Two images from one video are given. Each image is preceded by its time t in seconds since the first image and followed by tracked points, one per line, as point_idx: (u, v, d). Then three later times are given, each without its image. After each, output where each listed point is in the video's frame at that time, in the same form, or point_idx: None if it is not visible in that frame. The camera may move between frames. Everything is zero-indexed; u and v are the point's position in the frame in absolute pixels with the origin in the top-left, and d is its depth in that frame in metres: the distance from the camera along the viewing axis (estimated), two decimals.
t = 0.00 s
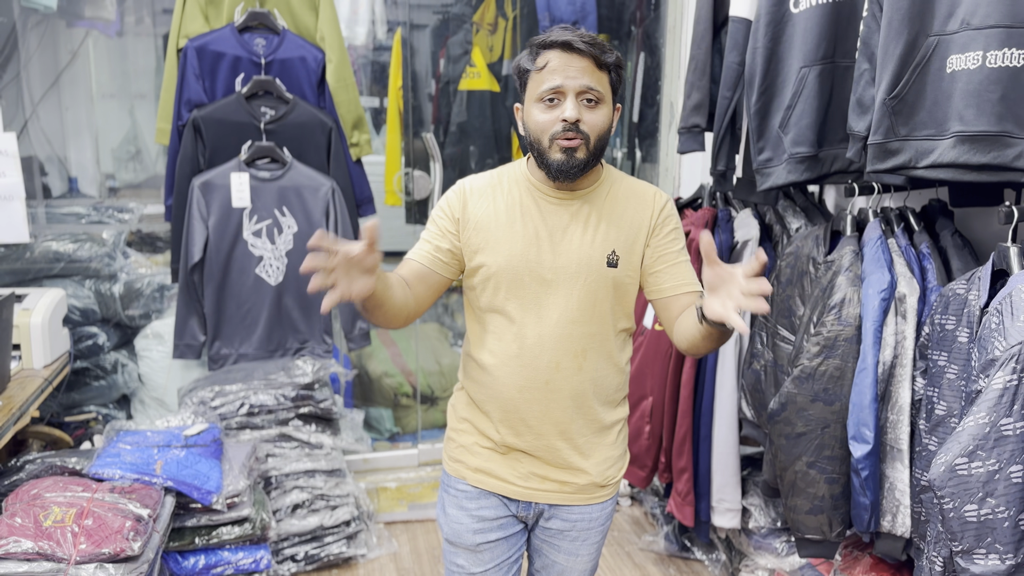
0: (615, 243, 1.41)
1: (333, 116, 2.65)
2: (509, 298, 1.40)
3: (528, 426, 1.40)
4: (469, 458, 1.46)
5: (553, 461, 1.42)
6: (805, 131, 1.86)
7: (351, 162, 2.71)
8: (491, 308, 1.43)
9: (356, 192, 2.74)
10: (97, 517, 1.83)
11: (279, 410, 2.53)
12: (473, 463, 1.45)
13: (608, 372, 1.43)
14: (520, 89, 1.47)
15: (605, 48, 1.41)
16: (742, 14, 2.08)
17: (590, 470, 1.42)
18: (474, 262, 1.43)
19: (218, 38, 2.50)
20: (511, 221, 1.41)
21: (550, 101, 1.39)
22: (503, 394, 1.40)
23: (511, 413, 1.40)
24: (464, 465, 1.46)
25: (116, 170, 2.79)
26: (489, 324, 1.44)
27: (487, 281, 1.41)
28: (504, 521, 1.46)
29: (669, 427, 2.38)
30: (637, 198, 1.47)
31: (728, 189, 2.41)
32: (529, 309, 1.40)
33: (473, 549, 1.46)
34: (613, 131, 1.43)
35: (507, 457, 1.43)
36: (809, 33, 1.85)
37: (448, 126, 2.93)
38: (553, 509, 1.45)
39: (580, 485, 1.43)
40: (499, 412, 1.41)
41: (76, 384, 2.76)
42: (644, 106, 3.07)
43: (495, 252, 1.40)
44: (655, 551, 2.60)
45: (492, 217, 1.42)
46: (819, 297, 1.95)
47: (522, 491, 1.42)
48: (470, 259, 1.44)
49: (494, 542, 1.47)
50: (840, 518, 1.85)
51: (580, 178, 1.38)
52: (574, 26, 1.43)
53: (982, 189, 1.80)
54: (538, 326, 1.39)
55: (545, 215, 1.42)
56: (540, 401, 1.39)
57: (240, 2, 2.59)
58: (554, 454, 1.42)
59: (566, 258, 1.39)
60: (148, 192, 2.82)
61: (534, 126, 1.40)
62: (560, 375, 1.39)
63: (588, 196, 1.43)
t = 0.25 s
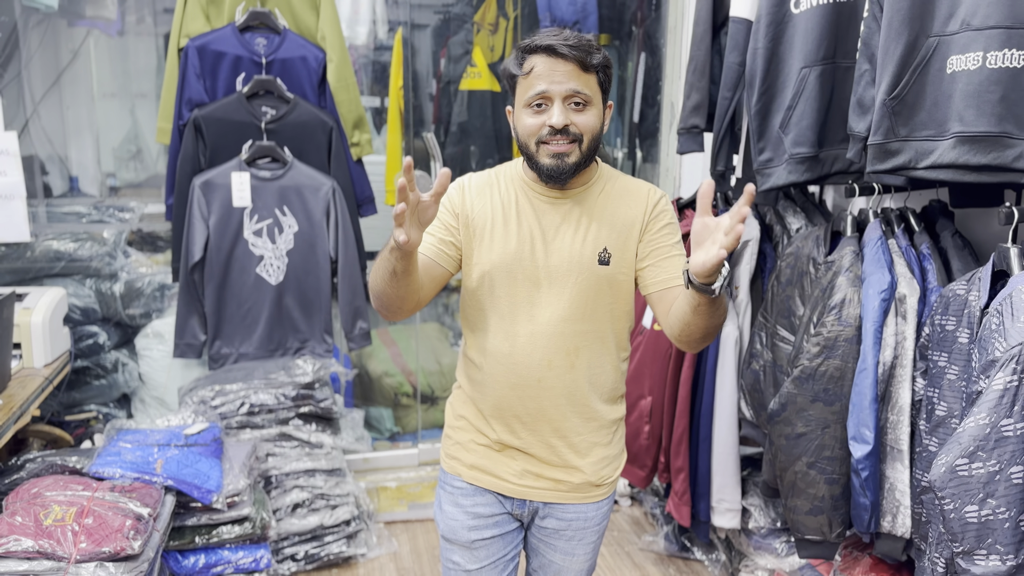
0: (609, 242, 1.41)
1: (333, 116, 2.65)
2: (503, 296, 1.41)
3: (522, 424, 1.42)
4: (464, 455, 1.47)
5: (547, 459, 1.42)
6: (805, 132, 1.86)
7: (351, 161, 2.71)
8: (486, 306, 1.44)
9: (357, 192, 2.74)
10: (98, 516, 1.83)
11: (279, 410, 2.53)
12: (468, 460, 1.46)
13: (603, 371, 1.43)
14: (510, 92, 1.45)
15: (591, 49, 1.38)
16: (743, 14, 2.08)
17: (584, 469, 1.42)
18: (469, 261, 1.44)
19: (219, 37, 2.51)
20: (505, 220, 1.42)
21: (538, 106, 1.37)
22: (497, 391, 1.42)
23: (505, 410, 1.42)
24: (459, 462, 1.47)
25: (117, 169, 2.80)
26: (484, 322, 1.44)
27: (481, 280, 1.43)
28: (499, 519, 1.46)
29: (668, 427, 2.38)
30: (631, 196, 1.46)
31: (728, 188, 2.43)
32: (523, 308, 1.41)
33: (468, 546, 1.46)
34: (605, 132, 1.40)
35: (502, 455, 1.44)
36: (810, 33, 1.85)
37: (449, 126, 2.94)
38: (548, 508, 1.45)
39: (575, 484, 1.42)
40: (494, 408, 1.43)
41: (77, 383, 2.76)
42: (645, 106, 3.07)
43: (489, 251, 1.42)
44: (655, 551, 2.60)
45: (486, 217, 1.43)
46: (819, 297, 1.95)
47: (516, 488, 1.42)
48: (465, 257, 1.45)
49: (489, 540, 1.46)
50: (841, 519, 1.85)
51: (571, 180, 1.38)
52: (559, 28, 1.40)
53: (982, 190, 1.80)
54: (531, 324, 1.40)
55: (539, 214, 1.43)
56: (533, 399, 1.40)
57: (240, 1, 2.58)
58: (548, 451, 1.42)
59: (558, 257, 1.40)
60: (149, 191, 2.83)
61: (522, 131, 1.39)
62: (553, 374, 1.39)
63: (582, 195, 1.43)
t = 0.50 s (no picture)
0: (606, 246, 1.42)
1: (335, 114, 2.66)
2: (498, 298, 1.42)
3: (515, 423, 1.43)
4: (458, 447, 1.48)
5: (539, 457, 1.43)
6: (806, 131, 1.86)
7: (352, 160, 2.71)
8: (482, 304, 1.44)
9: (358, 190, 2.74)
10: (99, 514, 1.84)
11: (280, 408, 2.53)
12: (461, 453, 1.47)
13: (596, 372, 1.44)
14: (516, 93, 1.44)
15: (603, 60, 1.37)
16: (744, 13, 2.09)
17: (578, 461, 1.43)
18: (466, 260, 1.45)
19: (220, 36, 2.51)
20: (503, 223, 1.42)
21: (546, 115, 1.36)
22: (491, 390, 1.43)
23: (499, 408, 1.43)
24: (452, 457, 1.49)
25: (118, 168, 2.79)
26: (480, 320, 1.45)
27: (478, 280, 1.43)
28: (493, 511, 1.47)
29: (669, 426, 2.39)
30: (632, 203, 1.46)
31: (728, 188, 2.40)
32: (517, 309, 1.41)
33: (461, 537, 1.46)
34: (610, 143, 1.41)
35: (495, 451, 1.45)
36: (811, 32, 1.85)
37: (450, 125, 2.93)
38: (543, 501, 1.45)
39: (568, 475, 1.43)
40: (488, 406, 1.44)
41: (78, 381, 2.77)
42: (646, 105, 3.07)
43: (486, 251, 1.42)
44: (655, 550, 2.60)
45: (485, 218, 1.43)
46: (820, 297, 1.95)
47: (511, 480, 1.43)
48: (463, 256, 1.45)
49: (482, 533, 1.47)
50: (841, 519, 1.85)
51: (575, 189, 1.38)
52: (573, 35, 1.38)
53: (983, 190, 1.80)
54: (526, 326, 1.40)
55: (537, 218, 1.42)
56: (526, 399, 1.41)
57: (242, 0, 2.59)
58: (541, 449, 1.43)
59: (554, 260, 1.40)
60: (150, 190, 2.82)
61: (529, 139, 1.38)
62: (546, 375, 1.40)
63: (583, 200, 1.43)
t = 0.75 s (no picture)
0: (598, 243, 1.42)
1: (336, 112, 2.66)
2: (491, 293, 1.42)
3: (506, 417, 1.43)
4: (449, 440, 1.48)
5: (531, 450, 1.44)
6: (808, 130, 1.86)
7: (354, 158, 2.72)
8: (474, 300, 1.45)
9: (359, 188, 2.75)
10: (100, 510, 1.84)
11: (281, 406, 2.53)
12: (452, 446, 1.47)
13: (587, 368, 1.44)
14: (512, 90, 1.44)
15: (599, 56, 1.39)
16: (746, 12, 2.09)
17: (567, 456, 1.43)
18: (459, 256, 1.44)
19: (222, 33, 2.51)
20: (496, 219, 1.42)
21: (542, 110, 1.37)
22: (483, 385, 1.42)
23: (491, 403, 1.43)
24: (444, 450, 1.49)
25: (120, 166, 2.80)
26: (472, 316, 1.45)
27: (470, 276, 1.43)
28: (479, 507, 1.48)
29: (672, 425, 2.37)
30: (624, 201, 1.46)
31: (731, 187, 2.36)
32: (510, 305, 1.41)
33: (445, 531, 1.47)
34: (605, 139, 1.41)
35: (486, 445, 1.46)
36: (813, 31, 1.85)
37: (451, 123, 2.92)
38: (534, 496, 1.45)
39: (558, 472, 1.43)
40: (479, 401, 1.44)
41: (80, 378, 2.77)
42: (647, 104, 3.07)
43: (479, 248, 1.42)
44: (656, 549, 2.60)
45: (478, 215, 1.43)
46: (822, 296, 1.95)
47: (500, 475, 1.43)
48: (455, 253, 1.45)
49: (467, 527, 1.48)
50: (842, 518, 1.85)
51: (570, 185, 1.38)
52: (570, 30, 1.40)
53: (984, 189, 1.81)
54: (518, 321, 1.40)
55: (530, 213, 1.42)
56: (518, 394, 1.41)
57: None
58: (532, 444, 1.44)
59: (547, 256, 1.40)
60: (152, 187, 2.83)
61: (524, 134, 1.38)
62: (538, 370, 1.40)
63: (576, 197, 1.43)
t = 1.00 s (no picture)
0: (573, 236, 1.41)
1: (338, 110, 2.65)
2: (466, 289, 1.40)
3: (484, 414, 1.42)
4: (426, 441, 1.47)
5: (508, 447, 1.43)
6: (811, 128, 1.85)
7: (357, 156, 2.71)
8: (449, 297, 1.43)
9: (362, 186, 2.75)
10: (102, 507, 1.84)
11: (284, 403, 2.53)
12: (430, 448, 1.47)
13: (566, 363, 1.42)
14: (479, 81, 1.47)
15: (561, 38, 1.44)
16: (749, 10, 2.09)
17: (541, 455, 1.43)
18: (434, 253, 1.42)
19: (224, 31, 2.51)
20: (470, 213, 1.40)
21: (510, 88, 1.40)
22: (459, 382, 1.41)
23: (468, 400, 1.42)
24: (421, 448, 1.48)
25: (122, 163, 2.80)
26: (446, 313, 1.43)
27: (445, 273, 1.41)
28: (450, 508, 1.48)
29: (673, 423, 2.36)
30: (599, 191, 1.45)
31: (734, 185, 2.36)
32: (485, 299, 1.40)
33: (417, 528, 1.48)
34: (573, 119, 1.44)
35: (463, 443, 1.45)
36: (816, 29, 1.84)
37: (454, 121, 2.93)
38: (511, 496, 1.45)
39: (531, 470, 1.43)
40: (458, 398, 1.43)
41: (82, 375, 2.78)
42: (650, 102, 3.07)
43: (453, 243, 1.40)
44: (658, 547, 2.60)
45: (452, 210, 1.41)
46: (824, 294, 1.95)
47: (474, 474, 1.44)
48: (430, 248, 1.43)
49: (439, 526, 1.48)
50: (844, 517, 1.85)
51: (543, 165, 1.38)
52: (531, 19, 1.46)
53: (987, 187, 1.80)
54: (493, 316, 1.39)
55: (504, 206, 1.41)
56: (495, 389, 1.40)
57: None
58: (510, 439, 1.43)
59: (523, 250, 1.38)
60: (155, 184, 2.83)
61: (494, 113, 1.40)
62: (515, 365, 1.39)
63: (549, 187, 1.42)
